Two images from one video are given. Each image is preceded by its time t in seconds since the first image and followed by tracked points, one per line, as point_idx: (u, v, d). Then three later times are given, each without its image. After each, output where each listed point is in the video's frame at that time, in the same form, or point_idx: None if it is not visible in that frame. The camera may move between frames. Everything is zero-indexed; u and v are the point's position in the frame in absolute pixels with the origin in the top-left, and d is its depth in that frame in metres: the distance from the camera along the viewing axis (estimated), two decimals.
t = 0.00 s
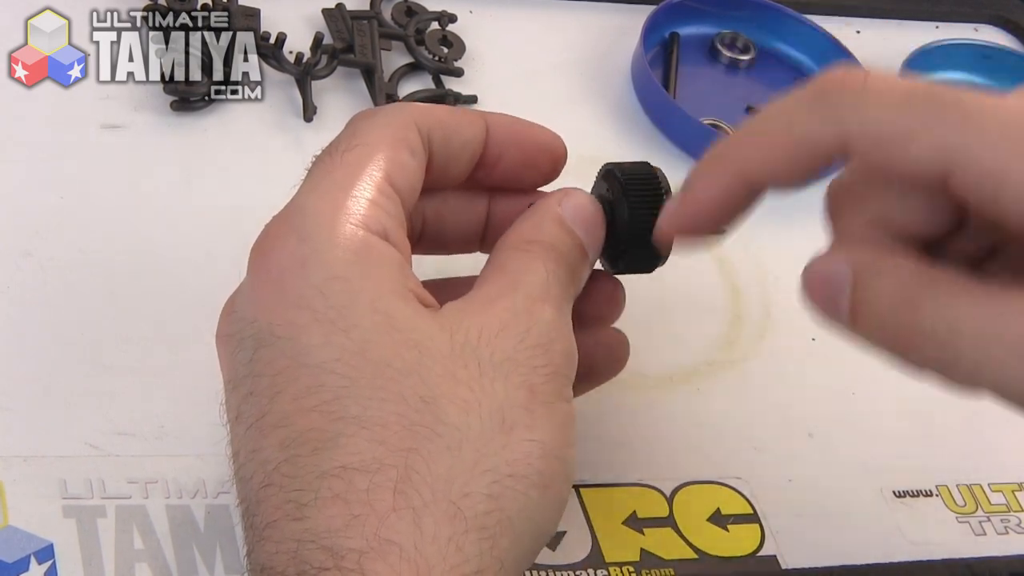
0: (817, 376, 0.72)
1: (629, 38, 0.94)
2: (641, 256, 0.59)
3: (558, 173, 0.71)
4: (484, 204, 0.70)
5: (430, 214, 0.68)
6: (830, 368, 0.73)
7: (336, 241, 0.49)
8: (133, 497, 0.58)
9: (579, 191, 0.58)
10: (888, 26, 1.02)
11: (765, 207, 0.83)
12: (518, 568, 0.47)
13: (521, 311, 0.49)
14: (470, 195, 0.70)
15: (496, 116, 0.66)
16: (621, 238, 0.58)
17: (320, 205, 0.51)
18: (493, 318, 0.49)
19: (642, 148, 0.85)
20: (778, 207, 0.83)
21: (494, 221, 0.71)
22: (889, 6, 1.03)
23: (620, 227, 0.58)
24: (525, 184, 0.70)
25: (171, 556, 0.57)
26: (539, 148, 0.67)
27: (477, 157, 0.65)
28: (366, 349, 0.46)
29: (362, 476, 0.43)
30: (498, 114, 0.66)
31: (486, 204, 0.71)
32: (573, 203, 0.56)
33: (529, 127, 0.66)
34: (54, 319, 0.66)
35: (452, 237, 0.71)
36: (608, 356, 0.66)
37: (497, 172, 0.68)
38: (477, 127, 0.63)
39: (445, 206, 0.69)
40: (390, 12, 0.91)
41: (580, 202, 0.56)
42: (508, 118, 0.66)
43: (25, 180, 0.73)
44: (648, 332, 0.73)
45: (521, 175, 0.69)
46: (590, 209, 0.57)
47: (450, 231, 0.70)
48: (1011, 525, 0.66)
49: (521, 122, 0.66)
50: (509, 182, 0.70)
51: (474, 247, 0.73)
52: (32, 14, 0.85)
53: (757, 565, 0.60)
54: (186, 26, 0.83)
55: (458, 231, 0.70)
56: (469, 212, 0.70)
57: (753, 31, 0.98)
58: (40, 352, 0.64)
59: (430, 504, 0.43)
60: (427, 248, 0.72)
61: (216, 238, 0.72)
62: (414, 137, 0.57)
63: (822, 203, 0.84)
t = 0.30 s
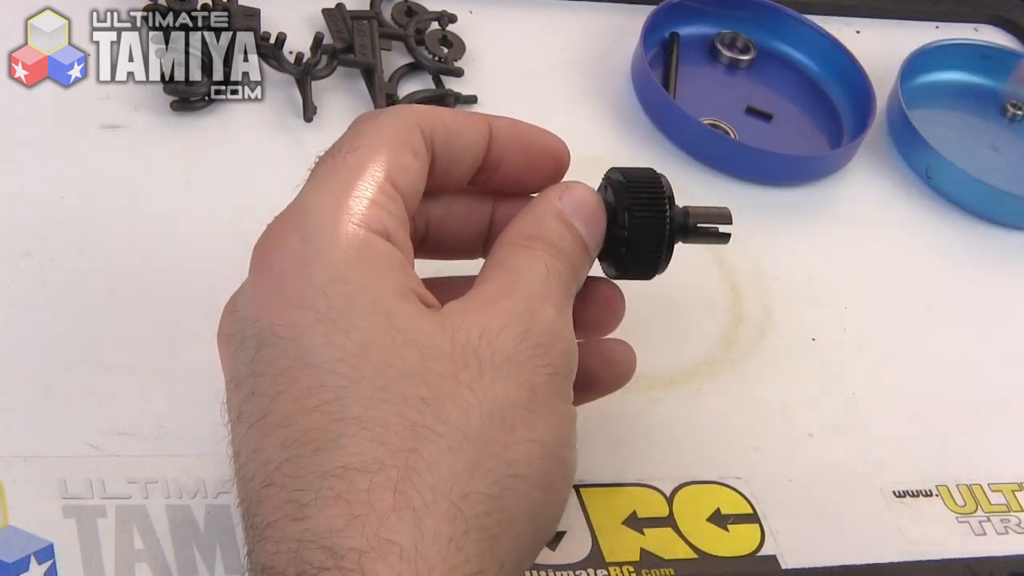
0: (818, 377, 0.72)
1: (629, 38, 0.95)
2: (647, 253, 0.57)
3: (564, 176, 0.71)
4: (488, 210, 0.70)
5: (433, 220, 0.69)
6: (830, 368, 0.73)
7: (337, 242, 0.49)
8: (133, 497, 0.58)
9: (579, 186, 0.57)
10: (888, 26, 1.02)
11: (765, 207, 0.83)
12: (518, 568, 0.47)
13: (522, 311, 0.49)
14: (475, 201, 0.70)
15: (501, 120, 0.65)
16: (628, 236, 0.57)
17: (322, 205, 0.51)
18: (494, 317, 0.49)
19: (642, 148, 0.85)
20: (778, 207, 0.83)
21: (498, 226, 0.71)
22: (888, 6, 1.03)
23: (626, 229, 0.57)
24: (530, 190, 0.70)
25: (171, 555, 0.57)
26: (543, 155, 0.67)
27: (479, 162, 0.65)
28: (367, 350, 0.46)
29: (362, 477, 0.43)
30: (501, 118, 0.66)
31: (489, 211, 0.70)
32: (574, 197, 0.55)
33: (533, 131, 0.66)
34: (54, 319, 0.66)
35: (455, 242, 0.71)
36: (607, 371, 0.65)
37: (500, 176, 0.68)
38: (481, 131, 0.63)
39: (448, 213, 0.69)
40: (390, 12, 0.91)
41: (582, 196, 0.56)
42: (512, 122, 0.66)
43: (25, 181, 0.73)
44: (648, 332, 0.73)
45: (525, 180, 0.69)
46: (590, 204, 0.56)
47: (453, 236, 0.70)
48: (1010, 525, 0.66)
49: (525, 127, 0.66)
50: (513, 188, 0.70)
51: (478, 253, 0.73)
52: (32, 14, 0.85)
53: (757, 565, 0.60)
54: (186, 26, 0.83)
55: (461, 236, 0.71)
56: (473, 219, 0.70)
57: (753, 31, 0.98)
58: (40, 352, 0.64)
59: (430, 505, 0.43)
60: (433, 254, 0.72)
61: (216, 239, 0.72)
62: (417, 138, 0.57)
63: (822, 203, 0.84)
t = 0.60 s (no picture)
0: (818, 377, 0.72)
1: (628, 38, 0.95)
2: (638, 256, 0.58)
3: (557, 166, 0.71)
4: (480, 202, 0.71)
5: (426, 213, 0.69)
6: (830, 368, 0.73)
7: (334, 243, 0.49)
8: (133, 497, 0.58)
9: (572, 199, 0.57)
10: (888, 26, 1.02)
11: (765, 206, 0.83)
12: (517, 568, 0.47)
13: (519, 313, 0.49)
14: (467, 194, 0.70)
15: (494, 112, 0.65)
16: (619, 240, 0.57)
17: (317, 206, 0.51)
18: (491, 318, 0.49)
19: (642, 148, 0.85)
20: (778, 207, 0.83)
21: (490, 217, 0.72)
22: (888, 6, 1.03)
23: (620, 232, 0.57)
24: (524, 180, 0.70)
25: (171, 555, 0.57)
26: (538, 144, 0.67)
27: (473, 155, 0.65)
28: (365, 351, 0.46)
29: (360, 479, 0.43)
30: (495, 110, 0.66)
31: (482, 204, 0.70)
32: (569, 211, 0.56)
33: (526, 122, 0.66)
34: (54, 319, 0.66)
35: (449, 235, 0.71)
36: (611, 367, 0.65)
37: (494, 168, 0.68)
38: (475, 126, 0.63)
39: (440, 206, 0.69)
40: (390, 12, 0.91)
41: (576, 210, 0.56)
42: (505, 114, 0.66)
43: (25, 181, 0.73)
44: (648, 332, 0.73)
45: (520, 170, 0.69)
46: (585, 216, 0.56)
47: (446, 229, 0.70)
48: (1011, 525, 0.66)
49: (518, 119, 0.66)
50: (504, 178, 0.70)
51: (469, 243, 0.73)
52: (32, 14, 0.85)
53: (757, 565, 0.60)
54: (186, 26, 0.83)
55: (455, 229, 0.71)
56: (467, 212, 0.70)
57: (753, 31, 0.98)
58: (40, 352, 0.64)
59: (428, 506, 0.43)
60: (423, 245, 0.72)
61: (216, 239, 0.72)
62: (412, 136, 0.57)
63: (821, 202, 0.84)
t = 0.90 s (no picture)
0: (818, 377, 0.72)
1: (628, 38, 0.95)
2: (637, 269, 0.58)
3: (563, 165, 0.71)
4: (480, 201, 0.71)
5: (426, 213, 0.69)
6: (830, 369, 0.73)
7: (335, 244, 0.49)
8: (133, 497, 0.58)
9: (565, 220, 0.58)
10: (888, 26, 1.02)
11: (766, 206, 0.83)
12: (517, 570, 0.47)
13: (522, 317, 0.50)
14: (467, 193, 0.70)
15: (498, 111, 0.65)
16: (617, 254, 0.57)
17: (320, 206, 0.51)
18: (493, 321, 0.49)
19: (642, 148, 0.85)
20: (778, 207, 0.83)
21: (490, 215, 0.72)
22: (888, 6, 1.03)
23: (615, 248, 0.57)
24: (530, 178, 0.70)
25: (171, 556, 0.57)
26: (542, 143, 0.67)
27: (477, 155, 0.65)
28: (366, 352, 0.46)
29: (361, 479, 0.43)
30: (500, 109, 0.66)
31: (479, 202, 0.71)
32: (564, 228, 0.56)
33: (529, 121, 0.66)
34: (54, 318, 0.66)
35: (451, 234, 0.71)
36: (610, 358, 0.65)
37: (499, 168, 0.68)
38: (478, 124, 0.63)
39: (440, 205, 0.69)
40: (390, 12, 0.91)
41: (571, 228, 0.57)
42: (509, 112, 0.66)
43: (25, 181, 0.73)
44: (648, 332, 0.73)
45: (526, 169, 0.69)
46: (579, 236, 0.57)
47: (447, 228, 0.70)
48: (1010, 525, 0.66)
49: (521, 117, 0.66)
50: (511, 178, 0.70)
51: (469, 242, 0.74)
52: (32, 14, 0.85)
53: (757, 566, 0.60)
54: (186, 26, 0.83)
55: (456, 228, 0.71)
56: (466, 210, 0.70)
57: (753, 31, 0.98)
58: (40, 352, 0.64)
59: (429, 507, 0.43)
60: (423, 244, 0.72)
61: (215, 239, 0.72)
62: (414, 136, 0.57)
63: (821, 202, 0.84)
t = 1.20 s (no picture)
0: (818, 377, 0.72)
1: (628, 38, 0.95)
2: (636, 289, 0.59)
3: (568, 164, 0.71)
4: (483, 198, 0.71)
5: (429, 211, 0.68)
6: (830, 369, 0.73)
7: (338, 245, 0.49)
8: (133, 497, 0.58)
9: (570, 232, 0.58)
10: (887, 26, 1.02)
11: (766, 206, 0.83)
12: (518, 572, 0.47)
13: (525, 322, 0.50)
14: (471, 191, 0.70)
15: (502, 111, 0.65)
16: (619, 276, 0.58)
17: (323, 207, 0.51)
18: (496, 325, 0.49)
19: (642, 149, 0.85)
20: (778, 207, 0.83)
21: (492, 214, 0.72)
22: (888, 6, 1.03)
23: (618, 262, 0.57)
24: (534, 178, 0.70)
25: (171, 556, 0.57)
26: (546, 142, 0.67)
27: (480, 155, 0.65)
28: (368, 352, 0.46)
29: (362, 480, 0.43)
30: (505, 109, 0.66)
31: (483, 198, 0.71)
32: (569, 240, 0.57)
33: (533, 120, 0.66)
34: (54, 318, 0.66)
35: (453, 233, 0.71)
36: (603, 352, 0.65)
37: (503, 167, 0.68)
38: (481, 124, 0.63)
39: (443, 203, 0.69)
40: (390, 12, 0.91)
41: (575, 239, 0.57)
42: (513, 112, 0.66)
43: (24, 181, 0.73)
44: (648, 332, 0.73)
45: (530, 168, 0.69)
46: (583, 246, 0.58)
47: (449, 227, 0.70)
48: (1010, 525, 0.66)
49: (525, 117, 0.66)
50: (514, 177, 0.70)
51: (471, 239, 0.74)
52: (32, 14, 0.85)
53: (757, 566, 0.60)
54: (186, 26, 0.83)
55: (460, 225, 0.71)
56: (469, 208, 0.70)
57: (753, 31, 0.98)
58: (40, 352, 0.64)
59: (430, 509, 0.43)
60: (425, 240, 0.71)
61: (215, 239, 0.72)
62: (417, 137, 0.57)
63: (821, 202, 0.84)
